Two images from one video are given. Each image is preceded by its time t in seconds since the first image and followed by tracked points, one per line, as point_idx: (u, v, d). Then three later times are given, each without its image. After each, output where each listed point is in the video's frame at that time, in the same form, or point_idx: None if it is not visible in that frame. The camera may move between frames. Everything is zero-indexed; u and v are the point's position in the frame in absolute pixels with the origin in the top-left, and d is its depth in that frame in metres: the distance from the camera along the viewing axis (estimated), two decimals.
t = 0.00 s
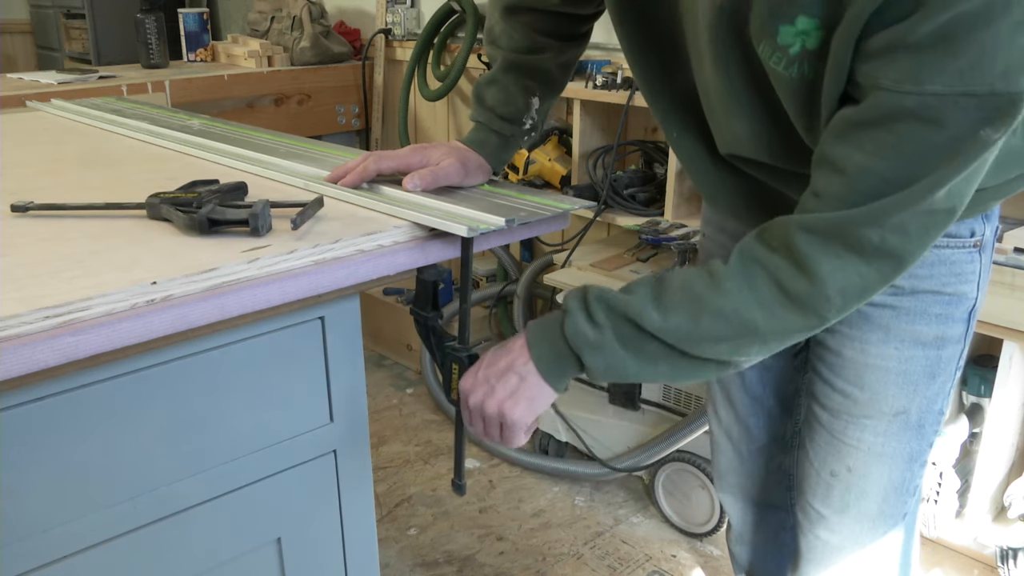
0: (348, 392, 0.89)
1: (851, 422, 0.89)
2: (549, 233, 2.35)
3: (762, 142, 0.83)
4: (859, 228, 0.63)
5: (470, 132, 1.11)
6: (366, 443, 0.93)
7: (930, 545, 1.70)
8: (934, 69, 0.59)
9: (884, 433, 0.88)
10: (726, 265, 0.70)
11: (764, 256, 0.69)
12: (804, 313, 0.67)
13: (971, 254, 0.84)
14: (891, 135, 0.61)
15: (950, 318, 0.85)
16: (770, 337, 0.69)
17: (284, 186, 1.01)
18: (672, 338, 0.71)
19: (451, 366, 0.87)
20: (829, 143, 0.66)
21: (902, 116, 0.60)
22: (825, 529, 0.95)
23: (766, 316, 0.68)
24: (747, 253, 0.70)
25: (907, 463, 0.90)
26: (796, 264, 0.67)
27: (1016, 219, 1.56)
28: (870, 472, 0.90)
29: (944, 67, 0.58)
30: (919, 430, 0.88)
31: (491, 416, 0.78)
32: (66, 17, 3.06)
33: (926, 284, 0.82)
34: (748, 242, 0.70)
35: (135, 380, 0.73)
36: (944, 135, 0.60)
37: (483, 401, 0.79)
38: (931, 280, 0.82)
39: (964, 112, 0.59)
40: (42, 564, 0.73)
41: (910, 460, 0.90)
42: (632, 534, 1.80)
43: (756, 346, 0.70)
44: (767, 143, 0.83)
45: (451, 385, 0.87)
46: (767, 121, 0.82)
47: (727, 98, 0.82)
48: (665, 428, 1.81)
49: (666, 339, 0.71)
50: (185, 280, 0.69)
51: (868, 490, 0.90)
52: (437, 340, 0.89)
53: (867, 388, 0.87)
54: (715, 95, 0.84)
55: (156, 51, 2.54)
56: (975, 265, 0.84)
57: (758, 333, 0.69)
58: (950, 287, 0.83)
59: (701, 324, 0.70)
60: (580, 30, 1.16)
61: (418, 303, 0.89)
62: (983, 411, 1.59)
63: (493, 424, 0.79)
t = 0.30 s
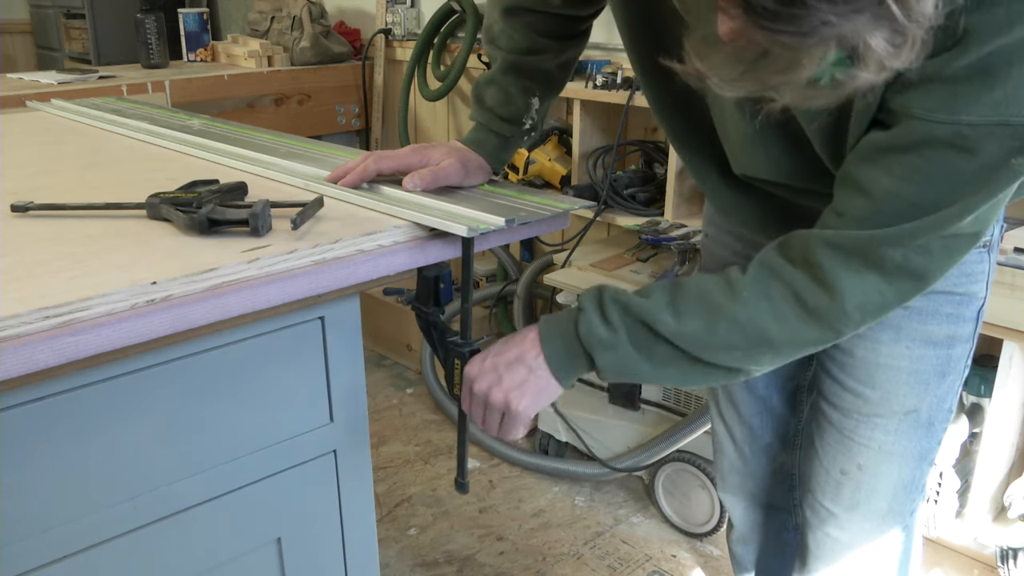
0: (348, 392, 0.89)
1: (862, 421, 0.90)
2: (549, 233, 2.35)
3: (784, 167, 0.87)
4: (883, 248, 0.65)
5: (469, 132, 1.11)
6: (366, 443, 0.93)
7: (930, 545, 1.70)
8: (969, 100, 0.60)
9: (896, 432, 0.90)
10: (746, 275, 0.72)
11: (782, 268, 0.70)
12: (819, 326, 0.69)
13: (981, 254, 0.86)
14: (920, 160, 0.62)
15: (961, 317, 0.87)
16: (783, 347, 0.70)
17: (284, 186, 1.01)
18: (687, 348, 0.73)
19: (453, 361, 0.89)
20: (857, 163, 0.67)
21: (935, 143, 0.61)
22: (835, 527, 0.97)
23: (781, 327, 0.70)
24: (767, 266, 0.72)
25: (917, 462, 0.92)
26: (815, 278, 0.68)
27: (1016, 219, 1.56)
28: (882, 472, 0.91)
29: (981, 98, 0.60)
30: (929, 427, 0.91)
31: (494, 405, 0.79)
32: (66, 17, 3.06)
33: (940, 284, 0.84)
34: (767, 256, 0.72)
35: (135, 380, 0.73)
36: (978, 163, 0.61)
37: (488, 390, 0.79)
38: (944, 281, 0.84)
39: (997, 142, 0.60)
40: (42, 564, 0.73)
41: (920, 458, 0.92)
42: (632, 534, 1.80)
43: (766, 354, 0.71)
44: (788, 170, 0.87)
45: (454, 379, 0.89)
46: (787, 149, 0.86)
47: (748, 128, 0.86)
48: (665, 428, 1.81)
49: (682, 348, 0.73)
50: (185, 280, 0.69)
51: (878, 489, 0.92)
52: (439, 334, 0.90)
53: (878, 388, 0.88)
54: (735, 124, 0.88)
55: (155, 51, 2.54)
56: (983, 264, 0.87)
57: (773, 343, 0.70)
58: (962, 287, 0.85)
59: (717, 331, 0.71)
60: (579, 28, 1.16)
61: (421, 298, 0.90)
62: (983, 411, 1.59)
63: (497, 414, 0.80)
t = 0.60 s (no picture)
0: (348, 392, 0.89)
1: (868, 422, 0.91)
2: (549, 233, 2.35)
3: (790, 171, 0.87)
4: (884, 245, 0.65)
5: (469, 132, 1.12)
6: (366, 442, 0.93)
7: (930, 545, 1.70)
8: (979, 101, 0.61)
9: (902, 433, 0.90)
10: (739, 275, 0.72)
11: (777, 266, 0.71)
12: (814, 324, 0.69)
13: (989, 256, 0.85)
14: (925, 159, 0.63)
15: (968, 318, 0.86)
16: (779, 346, 0.71)
17: (284, 186, 1.01)
18: (683, 349, 0.73)
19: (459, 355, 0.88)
20: (860, 161, 0.67)
21: (941, 143, 0.62)
22: (840, 528, 0.97)
23: (778, 329, 0.70)
24: (762, 265, 0.72)
25: (923, 464, 0.92)
26: (812, 277, 0.68)
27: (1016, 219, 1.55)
28: (886, 474, 0.92)
29: (990, 100, 0.61)
30: (935, 430, 0.91)
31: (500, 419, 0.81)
32: (66, 17, 3.05)
33: (947, 286, 0.84)
34: (762, 256, 0.72)
35: (135, 380, 0.73)
36: (984, 163, 0.62)
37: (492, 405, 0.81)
38: (952, 282, 0.84)
39: (1002, 144, 0.61)
40: (42, 564, 0.73)
41: (925, 461, 0.92)
42: (632, 534, 1.80)
43: (763, 355, 0.72)
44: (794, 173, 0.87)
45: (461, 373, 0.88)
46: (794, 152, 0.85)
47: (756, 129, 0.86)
48: (665, 428, 1.81)
49: (679, 351, 0.73)
50: (185, 280, 0.69)
51: (882, 490, 0.92)
52: (444, 329, 0.89)
53: (884, 390, 0.89)
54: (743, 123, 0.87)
55: (156, 51, 2.54)
56: (993, 266, 0.86)
57: (768, 342, 0.70)
58: (969, 289, 0.85)
59: (713, 337, 0.72)
60: (580, 29, 1.15)
61: (424, 292, 0.88)
62: (983, 411, 1.59)
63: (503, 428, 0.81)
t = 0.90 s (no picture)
0: (348, 392, 0.89)
1: (867, 424, 0.91)
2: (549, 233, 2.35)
3: (788, 170, 0.87)
4: (881, 243, 0.65)
5: (470, 132, 1.11)
6: (366, 443, 0.93)
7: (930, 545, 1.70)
8: (972, 94, 0.61)
9: (901, 435, 0.90)
10: (736, 278, 0.72)
11: (774, 268, 0.71)
12: (809, 322, 0.69)
13: (990, 256, 0.85)
14: (920, 155, 0.63)
15: (968, 320, 0.86)
16: (775, 345, 0.70)
17: (284, 186, 1.01)
18: (677, 350, 0.73)
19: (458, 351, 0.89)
20: (856, 159, 0.67)
21: (936, 137, 0.62)
22: (840, 530, 0.96)
23: (773, 329, 0.70)
24: (758, 266, 0.72)
25: (924, 466, 0.92)
26: (809, 276, 0.68)
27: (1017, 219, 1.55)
28: (886, 476, 0.92)
29: (984, 93, 0.60)
30: (935, 431, 0.91)
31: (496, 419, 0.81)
32: (66, 17, 3.05)
33: (947, 286, 0.84)
34: (759, 257, 0.72)
35: (135, 380, 0.73)
36: (980, 158, 0.62)
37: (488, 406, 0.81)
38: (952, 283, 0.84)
39: (998, 138, 0.61)
40: (43, 563, 0.73)
41: (926, 462, 0.92)
42: (632, 534, 1.80)
43: (759, 357, 0.71)
44: (793, 171, 0.87)
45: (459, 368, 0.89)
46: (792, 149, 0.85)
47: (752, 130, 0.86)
48: (664, 429, 1.81)
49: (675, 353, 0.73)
50: (185, 280, 0.69)
51: (882, 492, 0.92)
52: (444, 325, 0.89)
53: (883, 392, 0.89)
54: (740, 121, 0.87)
55: (155, 51, 2.54)
56: (994, 267, 0.86)
57: (764, 341, 0.70)
58: (969, 289, 0.85)
59: (708, 338, 0.71)
60: (579, 29, 1.16)
61: (423, 289, 0.88)
62: (983, 411, 1.58)
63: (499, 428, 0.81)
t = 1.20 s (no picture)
0: (348, 392, 0.89)
1: (862, 424, 0.90)
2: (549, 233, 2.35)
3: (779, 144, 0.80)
4: (867, 202, 0.61)
5: (470, 132, 1.11)
6: (366, 443, 0.93)
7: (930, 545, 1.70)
8: (955, 40, 0.56)
9: (894, 434, 0.89)
10: (726, 247, 0.70)
11: (763, 236, 0.67)
12: (797, 289, 0.65)
13: (981, 255, 0.85)
14: (904, 108, 0.59)
15: (960, 318, 0.86)
16: (764, 314, 0.67)
17: (285, 186, 1.01)
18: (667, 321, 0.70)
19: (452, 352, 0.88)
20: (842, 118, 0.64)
21: (920, 88, 0.58)
22: (836, 530, 0.96)
23: (763, 295, 0.66)
24: (748, 234, 0.69)
25: (918, 465, 0.91)
26: (797, 241, 0.65)
27: (1017, 220, 1.56)
28: (881, 473, 0.91)
29: (967, 37, 0.56)
30: (929, 431, 0.90)
31: (487, 401, 0.79)
32: (66, 17, 3.05)
33: (937, 285, 0.84)
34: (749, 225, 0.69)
35: (135, 381, 0.73)
36: (967, 107, 0.57)
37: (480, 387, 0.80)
38: (942, 282, 0.84)
39: (983, 84, 0.57)
40: (42, 564, 0.73)
41: (921, 462, 0.91)
42: (632, 534, 1.80)
43: (749, 328, 0.68)
44: (783, 144, 0.80)
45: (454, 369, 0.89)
46: (782, 115, 0.79)
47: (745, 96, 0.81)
48: (664, 429, 1.81)
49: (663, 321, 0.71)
50: (185, 280, 0.69)
51: (877, 491, 0.92)
52: (439, 326, 0.89)
53: (877, 390, 0.88)
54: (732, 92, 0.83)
55: (155, 51, 2.54)
56: (984, 266, 0.86)
57: (753, 311, 0.67)
58: (959, 288, 0.85)
59: (697, 306, 0.69)
60: (579, 30, 1.16)
61: (420, 289, 0.90)
62: (983, 411, 1.59)
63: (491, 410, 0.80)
